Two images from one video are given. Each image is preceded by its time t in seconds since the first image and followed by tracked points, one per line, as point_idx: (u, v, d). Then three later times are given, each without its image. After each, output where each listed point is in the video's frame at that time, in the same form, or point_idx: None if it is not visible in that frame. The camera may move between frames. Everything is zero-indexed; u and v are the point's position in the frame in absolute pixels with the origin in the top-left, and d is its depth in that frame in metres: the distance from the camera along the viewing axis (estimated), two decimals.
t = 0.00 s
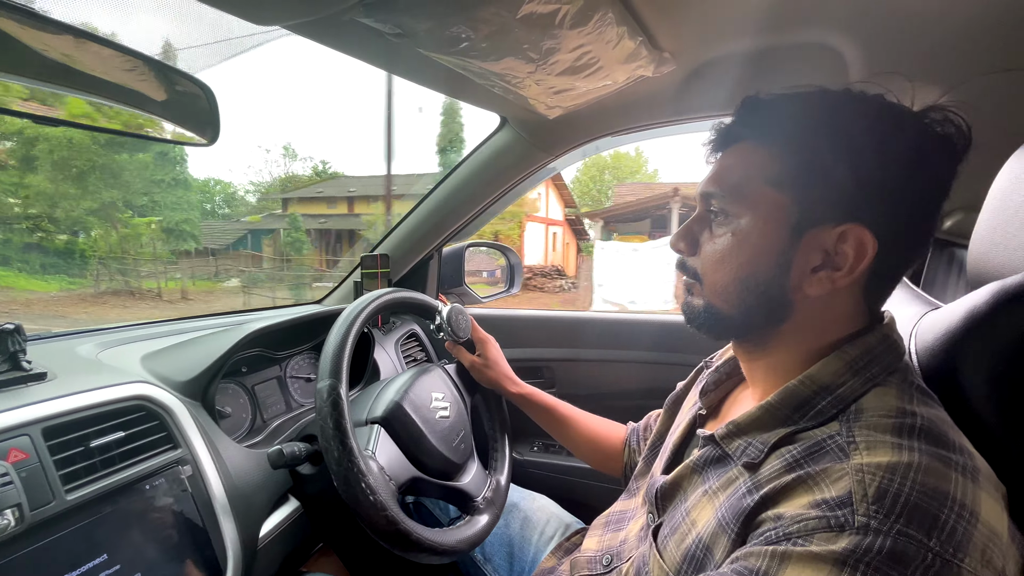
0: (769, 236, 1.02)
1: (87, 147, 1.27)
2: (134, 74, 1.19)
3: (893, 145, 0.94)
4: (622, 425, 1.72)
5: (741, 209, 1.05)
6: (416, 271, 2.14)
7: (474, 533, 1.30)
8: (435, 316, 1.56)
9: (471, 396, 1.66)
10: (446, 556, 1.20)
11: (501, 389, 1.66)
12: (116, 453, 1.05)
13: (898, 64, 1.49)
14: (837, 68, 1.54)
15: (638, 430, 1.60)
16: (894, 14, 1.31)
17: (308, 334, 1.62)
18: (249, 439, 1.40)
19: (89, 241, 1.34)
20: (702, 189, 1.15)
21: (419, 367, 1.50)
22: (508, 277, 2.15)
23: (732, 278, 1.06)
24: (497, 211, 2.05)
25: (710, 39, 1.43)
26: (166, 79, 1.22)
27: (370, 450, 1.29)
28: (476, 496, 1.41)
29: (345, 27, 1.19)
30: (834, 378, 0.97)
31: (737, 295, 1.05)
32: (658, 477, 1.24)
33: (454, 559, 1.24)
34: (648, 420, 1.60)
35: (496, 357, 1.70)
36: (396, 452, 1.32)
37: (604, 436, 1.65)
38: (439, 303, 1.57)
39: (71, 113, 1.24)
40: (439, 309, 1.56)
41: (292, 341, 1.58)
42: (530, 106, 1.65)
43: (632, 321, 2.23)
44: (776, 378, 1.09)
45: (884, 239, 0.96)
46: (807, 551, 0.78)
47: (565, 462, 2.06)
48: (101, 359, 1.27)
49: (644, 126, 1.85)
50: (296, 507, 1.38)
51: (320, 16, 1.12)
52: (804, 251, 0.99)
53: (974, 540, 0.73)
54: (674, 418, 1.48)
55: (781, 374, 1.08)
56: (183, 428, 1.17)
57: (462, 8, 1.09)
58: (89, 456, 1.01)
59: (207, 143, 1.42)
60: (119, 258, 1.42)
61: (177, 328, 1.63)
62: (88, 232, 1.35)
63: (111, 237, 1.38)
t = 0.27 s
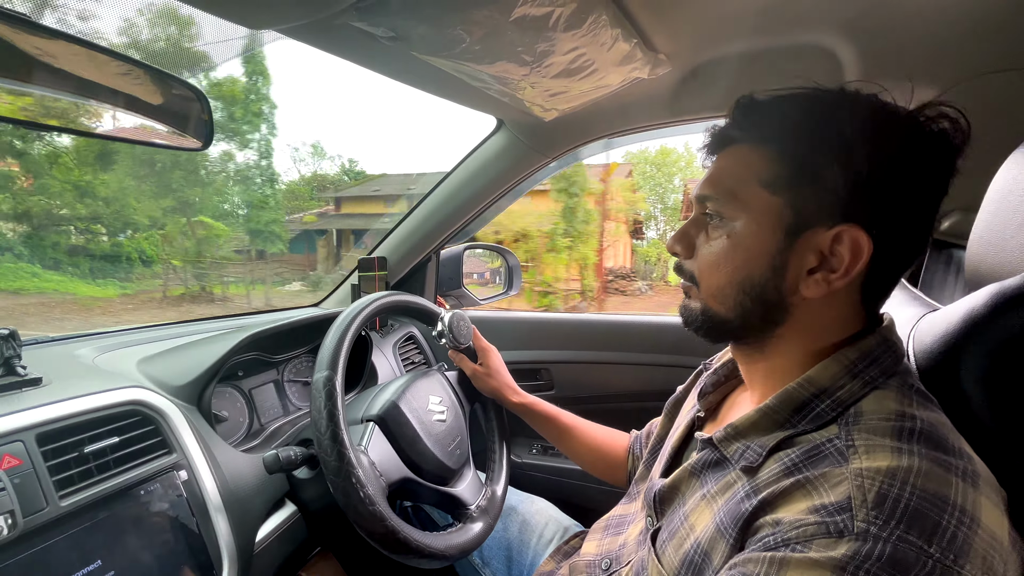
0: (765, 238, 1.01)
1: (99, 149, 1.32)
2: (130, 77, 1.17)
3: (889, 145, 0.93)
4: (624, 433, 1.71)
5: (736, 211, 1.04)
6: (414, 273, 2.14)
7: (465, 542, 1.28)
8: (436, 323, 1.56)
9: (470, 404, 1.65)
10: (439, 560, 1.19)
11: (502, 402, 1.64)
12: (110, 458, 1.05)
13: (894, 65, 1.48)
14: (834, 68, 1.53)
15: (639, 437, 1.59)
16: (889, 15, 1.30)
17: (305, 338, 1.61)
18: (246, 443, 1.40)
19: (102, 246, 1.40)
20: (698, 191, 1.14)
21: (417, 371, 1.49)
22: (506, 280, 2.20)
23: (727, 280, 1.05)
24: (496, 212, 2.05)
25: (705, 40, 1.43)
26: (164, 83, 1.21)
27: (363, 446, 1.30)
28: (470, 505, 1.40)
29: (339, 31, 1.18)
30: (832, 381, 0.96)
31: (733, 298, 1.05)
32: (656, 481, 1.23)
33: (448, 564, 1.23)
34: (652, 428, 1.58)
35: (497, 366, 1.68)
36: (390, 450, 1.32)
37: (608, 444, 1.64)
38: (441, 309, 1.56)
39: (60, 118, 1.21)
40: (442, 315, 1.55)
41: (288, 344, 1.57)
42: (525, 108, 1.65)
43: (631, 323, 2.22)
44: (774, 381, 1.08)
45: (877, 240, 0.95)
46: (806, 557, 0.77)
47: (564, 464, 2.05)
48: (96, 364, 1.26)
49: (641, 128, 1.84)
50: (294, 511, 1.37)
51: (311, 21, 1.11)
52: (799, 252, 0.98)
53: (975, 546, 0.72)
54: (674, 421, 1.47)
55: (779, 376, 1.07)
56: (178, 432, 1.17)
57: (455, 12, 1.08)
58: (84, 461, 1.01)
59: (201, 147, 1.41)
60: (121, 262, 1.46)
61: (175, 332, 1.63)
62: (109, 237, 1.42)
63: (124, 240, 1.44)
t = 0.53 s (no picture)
0: (773, 238, 1.01)
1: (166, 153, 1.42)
2: (136, 73, 1.19)
3: (898, 146, 0.94)
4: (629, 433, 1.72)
5: (744, 210, 1.05)
6: (420, 272, 2.15)
7: (471, 537, 1.29)
8: (443, 322, 1.57)
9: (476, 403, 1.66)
10: (444, 553, 1.20)
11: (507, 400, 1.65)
12: (124, 451, 1.06)
13: (900, 65, 1.48)
14: (840, 69, 1.53)
15: (644, 435, 1.60)
16: (894, 15, 1.30)
17: (313, 335, 1.62)
18: (255, 438, 1.42)
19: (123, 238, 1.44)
20: (706, 191, 1.15)
21: (424, 368, 1.50)
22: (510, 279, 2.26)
23: (736, 280, 1.06)
24: (502, 211, 2.06)
25: (711, 41, 1.43)
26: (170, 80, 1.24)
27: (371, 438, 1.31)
28: (475, 501, 1.40)
29: (349, 32, 1.19)
30: (839, 381, 0.97)
31: (740, 298, 1.05)
32: (662, 478, 1.24)
33: (455, 558, 1.24)
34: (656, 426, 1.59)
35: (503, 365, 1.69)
36: (396, 444, 1.34)
37: (612, 443, 1.64)
38: (448, 308, 1.57)
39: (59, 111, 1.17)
40: (449, 313, 1.56)
41: (296, 342, 1.58)
42: (531, 108, 1.65)
43: (635, 322, 2.23)
44: (781, 380, 1.09)
45: (887, 241, 0.95)
46: (815, 556, 0.78)
47: (568, 461, 2.06)
48: (107, 360, 1.28)
49: (646, 127, 1.85)
50: (302, 506, 1.38)
51: (322, 23, 1.13)
52: (807, 253, 0.99)
53: (983, 544, 0.73)
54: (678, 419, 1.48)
55: (786, 376, 1.08)
56: (190, 427, 1.18)
57: (464, 13, 1.09)
58: (99, 455, 1.02)
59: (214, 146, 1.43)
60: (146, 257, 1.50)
61: (185, 329, 1.65)
62: (157, 237, 1.51)
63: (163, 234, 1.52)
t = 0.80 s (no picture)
0: (783, 235, 0.99)
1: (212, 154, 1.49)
2: (140, 70, 1.17)
3: (912, 141, 0.92)
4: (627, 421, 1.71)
5: (752, 207, 1.03)
6: (422, 268, 2.13)
7: (480, 530, 1.29)
8: (438, 314, 1.55)
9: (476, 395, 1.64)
10: (451, 552, 1.19)
11: (505, 387, 1.64)
12: (122, 448, 1.05)
13: (910, 58, 1.45)
14: (848, 62, 1.50)
15: (642, 425, 1.59)
16: (905, 6, 1.28)
17: (313, 331, 1.61)
18: (253, 435, 1.40)
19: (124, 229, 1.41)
20: (712, 186, 1.13)
21: (424, 364, 1.49)
22: (512, 274, 2.21)
23: (743, 278, 1.04)
24: (504, 207, 2.04)
25: (718, 33, 1.41)
26: (171, 76, 1.21)
27: (375, 447, 1.29)
28: (481, 493, 1.40)
29: (349, 21, 1.17)
30: (849, 381, 0.95)
31: (748, 296, 1.03)
32: (666, 478, 1.22)
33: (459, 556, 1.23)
34: (655, 416, 1.57)
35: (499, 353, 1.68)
36: (402, 450, 1.32)
37: (610, 431, 1.63)
38: (442, 299, 1.55)
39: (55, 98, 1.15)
40: (444, 306, 1.54)
41: (296, 337, 1.57)
42: (535, 101, 1.63)
43: (638, 319, 2.21)
44: (789, 379, 1.07)
45: (900, 238, 0.93)
46: (825, 560, 0.76)
47: (570, 459, 2.04)
48: (104, 355, 1.26)
49: (650, 121, 1.82)
50: (301, 504, 1.37)
51: (322, 11, 1.11)
52: (818, 250, 0.96)
53: (999, 549, 0.71)
54: (682, 417, 1.47)
55: (794, 375, 1.06)
56: (188, 423, 1.17)
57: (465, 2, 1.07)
58: (96, 451, 1.01)
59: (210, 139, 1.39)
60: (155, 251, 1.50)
61: (184, 325, 1.63)
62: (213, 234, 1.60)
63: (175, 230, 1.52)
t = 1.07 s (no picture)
0: (789, 229, 0.98)
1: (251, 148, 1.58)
2: (135, 62, 1.14)
3: (923, 133, 0.91)
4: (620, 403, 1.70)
5: (758, 200, 1.02)
6: (420, 263, 2.12)
7: (489, 516, 1.32)
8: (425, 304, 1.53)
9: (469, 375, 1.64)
10: (453, 548, 1.19)
11: (497, 368, 1.64)
12: (116, 443, 1.04)
13: (914, 52, 1.44)
14: (851, 55, 1.49)
15: (635, 407, 1.59)
16: None
17: (311, 325, 1.60)
18: (251, 430, 1.39)
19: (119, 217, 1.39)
20: (716, 178, 1.12)
21: (422, 358, 1.47)
22: (511, 271, 2.16)
23: (748, 272, 1.03)
24: (502, 202, 2.03)
25: (721, 24, 1.39)
26: (168, 68, 1.17)
27: (383, 460, 1.26)
28: (487, 479, 1.42)
29: (347, 10, 1.15)
30: (854, 374, 0.94)
31: (752, 291, 1.02)
32: (668, 471, 1.21)
33: (462, 552, 1.22)
34: (649, 399, 1.58)
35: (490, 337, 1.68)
36: (409, 456, 1.30)
37: (603, 413, 1.63)
38: (430, 287, 1.54)
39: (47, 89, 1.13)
40: (432, 295, 1.52)
41: (294, 332, 1.55)
42: (535, 95, 1.62)
43: (637, 314, 2.20)
44: (793, 373, 1.06)
45: (909, 233, 0.92)
46: (830, 554, 0.75)
47: (569, 455, 2.03)
48: (99, 348, 1.25)
49: (650, 116, 1.81)
50: (300, 499, 1.36)
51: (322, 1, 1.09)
52: (825, 243, 0.96)
53: (1006, 542, 0.70)
54: (681, 409, 1.46)
55: (798, 369, 1.05)
56: (184, 417, 1.16)
57: None
58: (90, 446, 0.99)
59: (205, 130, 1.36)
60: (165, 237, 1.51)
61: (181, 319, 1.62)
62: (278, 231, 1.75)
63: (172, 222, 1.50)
